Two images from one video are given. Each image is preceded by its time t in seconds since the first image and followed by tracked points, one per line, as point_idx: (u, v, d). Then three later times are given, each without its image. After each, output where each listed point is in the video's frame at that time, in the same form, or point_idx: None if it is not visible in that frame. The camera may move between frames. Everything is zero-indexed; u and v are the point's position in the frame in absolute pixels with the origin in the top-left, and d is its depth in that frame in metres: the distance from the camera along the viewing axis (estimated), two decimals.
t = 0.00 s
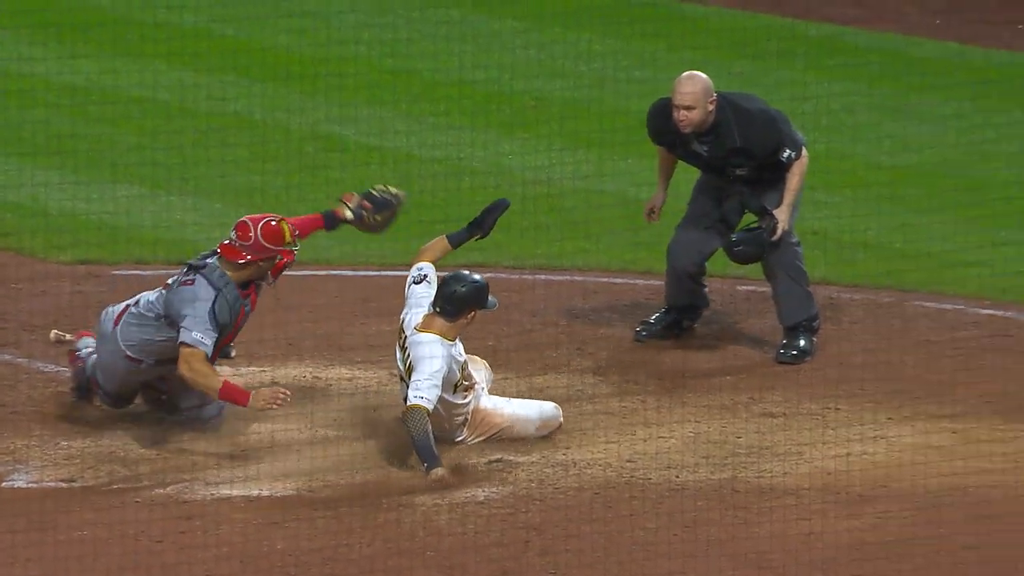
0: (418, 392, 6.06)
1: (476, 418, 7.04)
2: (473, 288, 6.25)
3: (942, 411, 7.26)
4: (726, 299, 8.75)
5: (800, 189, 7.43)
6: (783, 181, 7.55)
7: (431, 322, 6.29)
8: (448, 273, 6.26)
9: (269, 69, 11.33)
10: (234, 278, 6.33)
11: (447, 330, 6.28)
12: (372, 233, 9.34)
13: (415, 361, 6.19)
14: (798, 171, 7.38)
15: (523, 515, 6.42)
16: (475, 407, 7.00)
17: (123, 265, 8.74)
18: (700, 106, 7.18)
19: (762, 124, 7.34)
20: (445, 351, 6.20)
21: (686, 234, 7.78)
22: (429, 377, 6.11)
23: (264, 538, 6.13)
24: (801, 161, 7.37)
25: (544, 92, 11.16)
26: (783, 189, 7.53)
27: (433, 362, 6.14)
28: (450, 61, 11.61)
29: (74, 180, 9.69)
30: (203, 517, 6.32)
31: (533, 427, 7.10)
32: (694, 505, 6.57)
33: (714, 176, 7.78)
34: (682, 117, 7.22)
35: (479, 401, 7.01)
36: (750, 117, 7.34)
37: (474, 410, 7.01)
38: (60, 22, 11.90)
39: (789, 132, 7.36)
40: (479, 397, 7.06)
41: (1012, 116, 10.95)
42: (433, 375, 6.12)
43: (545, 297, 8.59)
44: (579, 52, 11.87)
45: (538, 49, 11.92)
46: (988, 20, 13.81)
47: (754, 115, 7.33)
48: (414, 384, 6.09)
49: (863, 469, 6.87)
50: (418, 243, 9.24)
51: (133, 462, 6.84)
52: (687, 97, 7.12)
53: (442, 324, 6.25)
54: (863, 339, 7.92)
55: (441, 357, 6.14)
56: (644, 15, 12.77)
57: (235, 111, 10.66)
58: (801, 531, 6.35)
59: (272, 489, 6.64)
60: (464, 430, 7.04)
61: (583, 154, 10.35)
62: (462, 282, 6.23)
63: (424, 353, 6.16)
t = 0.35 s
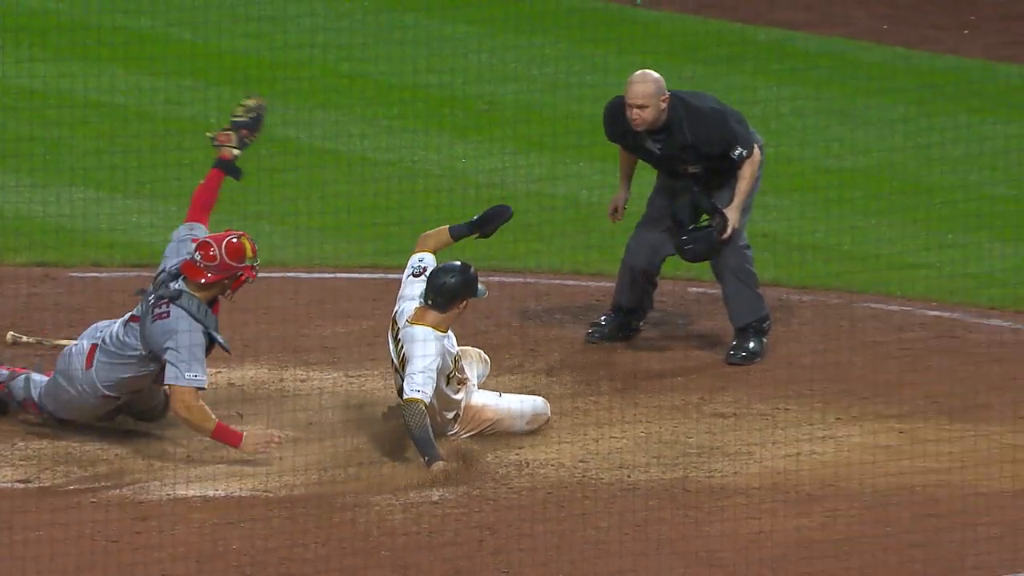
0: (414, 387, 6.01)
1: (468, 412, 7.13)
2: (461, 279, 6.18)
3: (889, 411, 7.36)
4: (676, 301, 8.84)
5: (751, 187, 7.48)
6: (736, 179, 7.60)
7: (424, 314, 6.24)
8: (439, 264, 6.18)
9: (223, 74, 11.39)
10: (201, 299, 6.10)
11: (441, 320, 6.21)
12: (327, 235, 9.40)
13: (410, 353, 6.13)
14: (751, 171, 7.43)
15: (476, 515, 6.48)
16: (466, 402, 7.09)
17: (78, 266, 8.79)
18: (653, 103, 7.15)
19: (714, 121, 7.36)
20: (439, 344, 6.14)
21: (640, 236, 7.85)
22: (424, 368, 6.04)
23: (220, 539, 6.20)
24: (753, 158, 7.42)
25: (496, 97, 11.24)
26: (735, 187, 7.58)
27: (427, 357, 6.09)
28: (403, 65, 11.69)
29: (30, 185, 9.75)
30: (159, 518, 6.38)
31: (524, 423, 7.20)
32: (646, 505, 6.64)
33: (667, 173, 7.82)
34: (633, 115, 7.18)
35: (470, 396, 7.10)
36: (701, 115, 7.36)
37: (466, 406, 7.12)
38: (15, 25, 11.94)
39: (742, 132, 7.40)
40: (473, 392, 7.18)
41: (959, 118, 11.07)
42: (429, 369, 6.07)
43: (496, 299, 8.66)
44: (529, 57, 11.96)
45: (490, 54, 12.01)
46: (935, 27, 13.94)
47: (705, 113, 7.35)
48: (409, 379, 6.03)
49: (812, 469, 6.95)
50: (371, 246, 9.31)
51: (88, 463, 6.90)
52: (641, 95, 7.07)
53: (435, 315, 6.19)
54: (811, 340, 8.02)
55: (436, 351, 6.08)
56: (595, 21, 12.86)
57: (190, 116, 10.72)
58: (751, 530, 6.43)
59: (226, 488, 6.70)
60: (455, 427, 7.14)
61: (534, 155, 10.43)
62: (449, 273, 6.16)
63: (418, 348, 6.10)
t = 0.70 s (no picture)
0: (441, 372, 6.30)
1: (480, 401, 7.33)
2: (471, 265, 6.50)
3: (840, 414, 7.55)
4: (633, 308, 9.03)
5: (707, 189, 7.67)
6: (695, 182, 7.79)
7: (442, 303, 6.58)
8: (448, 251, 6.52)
9: (189, 83, 11.54)
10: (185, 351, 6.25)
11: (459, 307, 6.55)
12: (292, 243, 9.56)
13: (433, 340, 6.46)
14: (707, 172, 7.61)
15: (438, 517, 6.64)
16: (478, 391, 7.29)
17: (48, 274, 8.93)
18: (612, 100, 7.30)
19: (668, 123, 7.55)
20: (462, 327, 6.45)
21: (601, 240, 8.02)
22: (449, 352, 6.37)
23: (187, 539, 6.35)
24: (710, 161, 7.61)
25: (458, 107, 11.41)
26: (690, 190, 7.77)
27: (450, 339, 6.39)
28: (365, 76, 11.85)
29: None
30: (126, 520, 6.53)
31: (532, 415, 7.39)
32: (604, 506, 6.80)
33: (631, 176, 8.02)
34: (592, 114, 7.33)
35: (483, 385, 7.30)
36: (655, 117, 7.55)
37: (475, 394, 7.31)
38: None
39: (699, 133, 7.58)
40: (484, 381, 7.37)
41: (909, 129, 11.28)
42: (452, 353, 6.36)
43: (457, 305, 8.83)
44: (490, 68, 12.13)
45: (452, 65, 12.18)
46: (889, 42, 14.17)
47: (659, 115, 7.54)
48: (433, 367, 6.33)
49: (766, 471, 7.13)
50: (335, 253, 9.47)
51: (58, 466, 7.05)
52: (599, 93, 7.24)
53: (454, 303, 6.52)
54: (765, 345, 8.20)
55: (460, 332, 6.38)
56: (555, 35, 13.05)
57: (157, 126, 10.87)
58: (706, 531, 6.60)
59: (192, 491, 6.85)
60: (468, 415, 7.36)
61: (495, 165, 10.60)
62: (459, 260, 6.49)
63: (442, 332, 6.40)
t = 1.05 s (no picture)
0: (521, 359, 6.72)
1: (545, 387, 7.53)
2: (544, 251, 6.91)
3: (830, 418, 7.86)
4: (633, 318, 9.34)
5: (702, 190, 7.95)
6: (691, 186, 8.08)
7: (517, 287, 7.00)
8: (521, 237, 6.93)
9: (205, 102, 11.88)
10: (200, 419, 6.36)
11: (529, 293, 6.97)
12: (304, 254, 9.88)
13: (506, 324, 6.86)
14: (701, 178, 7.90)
15: (444, 516, 6.96)
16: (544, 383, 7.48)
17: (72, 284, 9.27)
18: (615, 93, 7.62)
19: (666, 124, 7.85)
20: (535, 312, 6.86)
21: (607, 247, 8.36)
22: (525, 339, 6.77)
23: (204, 538, 6.66)
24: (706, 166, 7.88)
25: (464, 123, 11.73)
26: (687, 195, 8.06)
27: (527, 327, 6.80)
28: (374, 95, 12.17)
29: (23, 208, 10.23)
30: (146, 520, 6.83)
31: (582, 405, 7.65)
32: (604, 506, 7.10)
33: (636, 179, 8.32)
34: (597, 105, 7.64)
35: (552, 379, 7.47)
36: (653, 117, 7.85)
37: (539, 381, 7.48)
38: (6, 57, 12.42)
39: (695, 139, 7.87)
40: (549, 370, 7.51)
41: (898, 143, 11.60)
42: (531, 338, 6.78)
43: (462, 313, 9.14)
44: (494, 87, 12.46)
45: (457, 83, 12.50)
46: (883, 62, 14.49)
47: (658, 115, 7.84)
48: (512, 353, 6.75)
49: (759, 472, 7.43)
50: (346, 264, 9.79)
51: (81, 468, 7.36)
52: (606, 86, 7.56)
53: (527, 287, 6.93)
54: (759, 351, 8.51)
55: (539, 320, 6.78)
56: (559, 58, 13.38)
57: (174, 142, 11.20)
58: (702, 530, 6.90)
59: (210, 492, 7.17)
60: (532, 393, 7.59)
61: (499, 179, 10.90)
62: (535, 246, 6.90)
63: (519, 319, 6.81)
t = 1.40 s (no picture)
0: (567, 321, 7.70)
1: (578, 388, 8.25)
2: (603, 217, 7.80)
3: (817, 416, 8.29)
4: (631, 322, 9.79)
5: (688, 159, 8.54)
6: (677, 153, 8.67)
7: (575, 246, 7.90)
8: (585, 203, 7.83)
9: (224, 116, 12.34)
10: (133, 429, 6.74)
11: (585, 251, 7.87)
12: (316, 260, 10.32)
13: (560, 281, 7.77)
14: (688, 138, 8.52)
15: (451, 509, 7.39)
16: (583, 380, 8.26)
17: (97, 289, 9.73)
18: (618, 61, 8.37)
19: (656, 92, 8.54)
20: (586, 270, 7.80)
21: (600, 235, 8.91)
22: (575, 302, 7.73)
23: (222, 531, 7.05)
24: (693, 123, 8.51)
25: (469, 136, 12.17)
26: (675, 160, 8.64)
27: (577, 290, 7.75)
28: (384, 109, 12.62)
29: (51, 216, 10.68)
30: (165, 513, 7.20)
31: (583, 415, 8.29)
32: (602, 500, 7.53)
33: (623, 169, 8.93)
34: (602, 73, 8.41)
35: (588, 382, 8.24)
36: (644, 87, 8.55)
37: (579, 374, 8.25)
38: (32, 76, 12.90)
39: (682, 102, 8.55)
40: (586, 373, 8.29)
41: (881, 156, 12.05)
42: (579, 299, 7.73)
43: (467, 317, 9.59)
44: (498, 101, 12.91)
45: (462, 100, 12.95)
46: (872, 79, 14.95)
47: (649, 85, 8.54)
48: (561, 312, 7.72)
49: (749, 467, 7.87)
50: (357, 270, 10.23)
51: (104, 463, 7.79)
52: (610, 53, 8.32)
53: (584, 248, 7.85)
54: (748, 353, 8.96)
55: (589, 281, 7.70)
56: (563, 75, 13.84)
57: (195, 154, 11.66)
58: (695, 522, 7.33)
59: (231, 486, 7.60)
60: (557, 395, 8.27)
61: (504, 190, 11.33)
62: (595, 213, 7.79)
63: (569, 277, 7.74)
